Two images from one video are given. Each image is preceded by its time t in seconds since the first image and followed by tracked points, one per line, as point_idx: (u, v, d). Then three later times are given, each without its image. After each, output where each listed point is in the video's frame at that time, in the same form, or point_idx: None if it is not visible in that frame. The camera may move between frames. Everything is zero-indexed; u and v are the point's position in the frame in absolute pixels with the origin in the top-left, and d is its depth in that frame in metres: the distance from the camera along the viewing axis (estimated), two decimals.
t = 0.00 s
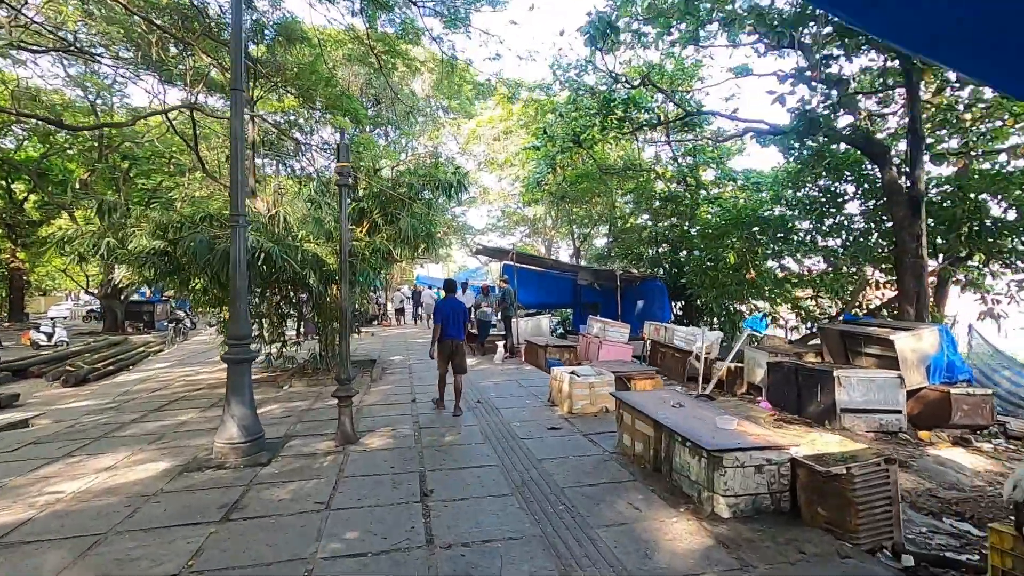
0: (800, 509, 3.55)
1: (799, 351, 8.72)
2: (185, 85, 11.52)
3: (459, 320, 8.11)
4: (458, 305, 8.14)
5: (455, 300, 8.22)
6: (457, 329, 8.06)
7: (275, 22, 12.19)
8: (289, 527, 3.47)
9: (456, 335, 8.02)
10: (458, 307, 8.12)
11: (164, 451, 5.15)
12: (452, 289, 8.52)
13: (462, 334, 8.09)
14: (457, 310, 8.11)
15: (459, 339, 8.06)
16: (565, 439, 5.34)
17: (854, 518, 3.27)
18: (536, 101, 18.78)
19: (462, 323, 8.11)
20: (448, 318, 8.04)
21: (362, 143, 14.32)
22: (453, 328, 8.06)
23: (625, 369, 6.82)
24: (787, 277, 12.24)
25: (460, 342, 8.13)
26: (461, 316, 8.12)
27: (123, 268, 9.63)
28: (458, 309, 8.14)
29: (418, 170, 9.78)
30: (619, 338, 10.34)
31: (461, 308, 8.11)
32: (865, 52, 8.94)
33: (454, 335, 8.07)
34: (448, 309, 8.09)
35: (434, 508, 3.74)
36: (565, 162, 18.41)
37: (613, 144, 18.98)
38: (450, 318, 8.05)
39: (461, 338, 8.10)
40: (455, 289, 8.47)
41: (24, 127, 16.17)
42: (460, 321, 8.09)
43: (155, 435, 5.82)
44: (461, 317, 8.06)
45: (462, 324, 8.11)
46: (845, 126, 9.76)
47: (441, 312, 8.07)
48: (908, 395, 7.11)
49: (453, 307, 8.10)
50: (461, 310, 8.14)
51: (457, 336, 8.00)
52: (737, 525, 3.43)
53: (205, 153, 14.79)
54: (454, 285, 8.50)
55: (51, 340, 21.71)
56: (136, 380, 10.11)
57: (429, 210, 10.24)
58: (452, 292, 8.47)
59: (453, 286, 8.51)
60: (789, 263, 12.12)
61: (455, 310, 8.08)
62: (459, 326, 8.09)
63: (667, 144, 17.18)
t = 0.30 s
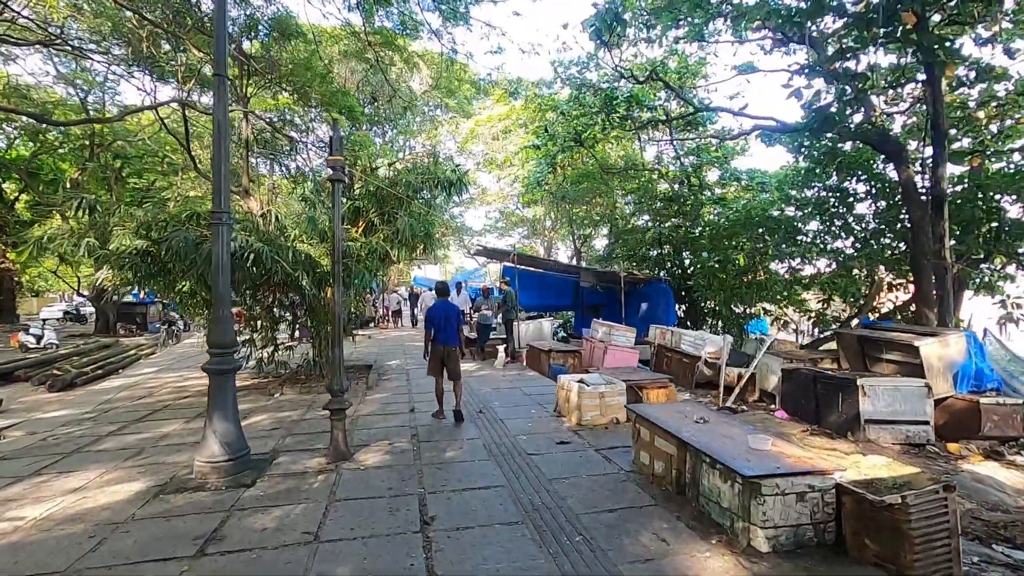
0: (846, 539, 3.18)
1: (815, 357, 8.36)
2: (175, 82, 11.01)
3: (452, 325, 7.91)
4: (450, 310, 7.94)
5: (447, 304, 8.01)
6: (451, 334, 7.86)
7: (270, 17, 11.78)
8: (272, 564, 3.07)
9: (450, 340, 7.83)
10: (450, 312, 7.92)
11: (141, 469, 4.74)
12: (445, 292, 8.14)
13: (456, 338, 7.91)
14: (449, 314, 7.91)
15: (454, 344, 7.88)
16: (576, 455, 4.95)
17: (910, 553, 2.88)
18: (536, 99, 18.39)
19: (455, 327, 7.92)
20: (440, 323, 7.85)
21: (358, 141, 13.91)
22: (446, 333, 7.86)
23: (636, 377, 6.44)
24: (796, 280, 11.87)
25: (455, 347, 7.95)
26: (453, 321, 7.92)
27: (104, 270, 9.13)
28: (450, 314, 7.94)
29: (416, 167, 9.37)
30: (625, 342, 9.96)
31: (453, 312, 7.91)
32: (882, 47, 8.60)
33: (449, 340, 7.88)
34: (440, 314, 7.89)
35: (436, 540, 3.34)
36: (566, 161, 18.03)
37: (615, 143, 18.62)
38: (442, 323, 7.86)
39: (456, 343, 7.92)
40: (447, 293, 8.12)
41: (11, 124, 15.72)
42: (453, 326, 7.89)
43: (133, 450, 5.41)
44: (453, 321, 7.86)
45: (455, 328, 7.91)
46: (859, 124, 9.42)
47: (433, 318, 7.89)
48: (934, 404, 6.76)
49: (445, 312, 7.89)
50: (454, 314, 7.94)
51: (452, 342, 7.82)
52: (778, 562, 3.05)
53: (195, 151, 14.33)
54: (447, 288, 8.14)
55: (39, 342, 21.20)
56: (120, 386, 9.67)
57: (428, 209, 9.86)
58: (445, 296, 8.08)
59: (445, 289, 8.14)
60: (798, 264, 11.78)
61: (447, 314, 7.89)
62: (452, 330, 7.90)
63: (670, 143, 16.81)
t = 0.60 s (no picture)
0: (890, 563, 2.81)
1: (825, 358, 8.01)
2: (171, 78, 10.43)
3: (441, 325, 7.58)
4: (439, 308, 7.59)
5: (436, 302, 7.66)
6: (440, 334, 7.54)
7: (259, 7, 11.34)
8: None
9: (440, 341, 7.54)
10: (439, 310, 7.58)
11: (102, 483, 4.30)
12: (435, 289, 7.71)
13: (447, 338, 7.61)
14: (438, 313, 7.57)
15: (444, 344, 7.58)
16: (580, 466, 4.56)
17: None
18: (533, 95, 17.99)
19: (445, 326, 7.59)
20: (429, 323, 7.54)
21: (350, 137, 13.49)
22: (435, 333, 7.56)
23: (641, 381, 6.06)
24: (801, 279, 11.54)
25: (446, 346, 7.65)
26: (442, 320, 7.58)
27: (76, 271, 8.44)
28: (439, 312, 7.60)
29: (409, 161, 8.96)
30: (626, 343, 9.59)
31: (442, 311, 7.57)
32: (895, 36, 8.27)
33: (439, 340, 7.58)
34: (428, 313, 7.56)
35: (426, 569, 2.94)
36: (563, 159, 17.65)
37: (613, 140, 18.28)
38: (431, 323, 7.54)
39: (446, 342, 7.62)
40: (436, 290, 7.68)
41: None
42: (442, 326, 7.57)
43: (98, 461, 4.97)
44: (442, 321, 7.54)
45: (444, 328, 7.58)
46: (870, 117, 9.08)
47: (422, 317, 7.58)
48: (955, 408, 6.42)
49: (433, 311, 7.55)
50: (444, 313, 7.60)
51: (441, 342, 7.53)
52: None
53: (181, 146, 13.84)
54: (437, 285, 7.71)
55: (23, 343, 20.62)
56: (98, 391, 9.20)
57: (421, 204, 9.46)
58: (435, 293, 7.65)
59: (435, 286, 7.70)
60: (803, 263, 11.44)
61: (436, 314, 7.55)
62: (441, 330, 7.58)
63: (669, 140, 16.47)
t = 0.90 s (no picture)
0: None
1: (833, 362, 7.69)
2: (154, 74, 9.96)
3: (434, 328, 7.23)
4: (433, 311, 7.24)
5: (430, 305, 7.30)
6: (434, 338, 7.19)
7: None
8: None
9: (433, 345, 7.17)
10: (433, 313, 7.23)
11: (53, 509, 3.88)
12: (429, 292, 7.33)
13: (440, 342, 7.24)
14: (432, 316, 7.22)
15: (438, 349, 7.22)
16: (583, 486, 4.18)
17: None
18: (528, 90, 17.60)
19: (438, 330, 7.24)
20: (422, 327, 7.17)
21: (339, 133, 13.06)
22: (428, 336, 7.20)
23: (645, 389, 5.69)
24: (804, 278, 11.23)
25: (439, 351, 7.28)
26: (436, 324, 7.23)
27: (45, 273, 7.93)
28: (434, 316, 7.25)
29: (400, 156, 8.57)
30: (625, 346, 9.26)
31: (436, 314, 7.22)
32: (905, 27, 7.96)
33: (432, 344, 7.22)
34: (422, 317, 7.20)
35: None
36: (558, 156, 17.28)
37: (608, 138, 17.94)
38: (424, 326, 7.18)
39: (440, 347, 7.26)
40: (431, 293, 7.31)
41: None
42: (436, 329, 7.21)
43: (55, 481, 4.53)
44: (436, 325, 7.19)
45: (438, 331, 7.23)
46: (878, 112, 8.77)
47: (414, 321, 7.20)
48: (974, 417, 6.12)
49: (427, 314, 7.20)
50: (438, 316, 7.25)
51: (435, 346, 7.16)
52: None
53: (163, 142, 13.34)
54: (432, 288, 7.33)
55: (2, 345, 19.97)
56: (70, 398, 8.72)
57: (411, 202, 9.06)
58: (429, 296, 7.27)
59: (430, 289, 7.32)
60: (805, 263, 11.15)
61: (429, 317, 7.19)
62: (434, 334, 7.23)
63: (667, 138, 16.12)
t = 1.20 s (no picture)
0: None
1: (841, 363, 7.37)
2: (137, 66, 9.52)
3: (427, 326, 6.85)
4: (427, 309, 6.86)
5: (425, 303, 6.90)
6: (427, 336, 6.81)
7: None
8: None
9: (426, 343, 6.79)
10: (428, 311, 6.85)
11: None
12: (424, 290, 6.91)
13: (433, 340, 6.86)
14: (426, 314, 6.83)
15: (430, 347, 6.84)
16: (589, 503, 3.80)
17: None
18: (522, 86, 17.20)
19: (432, 328, 6.86)
20: (415, 325, 6.78)
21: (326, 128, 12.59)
22: (421, 334, 6.82)
23: (651, 394, 5.32)
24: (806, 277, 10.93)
25: (432, 349, 6.90)
26: (430, 321, 6.86)
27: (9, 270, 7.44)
28: (428, 313, 6.87)
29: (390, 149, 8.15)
30: (625, 347, 8.90)
31: (430, 311, 6.85)
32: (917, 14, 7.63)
33: (425, 342, 6.84)
34: (415, 315, 6.79)
35: None
36: (553, 153, 16.90)
37: (604, 135, 17.60)
38: (418, 324, 6.79)
39: (433, 345, 6.87)
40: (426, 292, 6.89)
41: None
42: (429, 327, 6.83)
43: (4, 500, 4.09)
44: (430, 322, 6.81)
45: (432, 329, 6.85)
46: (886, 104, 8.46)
47: (408, 320, 6.79)
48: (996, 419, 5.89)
49: (421, 312, 6.80)
50: (432, 314, 6.87)
51: (428, 344, 6.78)
52: None
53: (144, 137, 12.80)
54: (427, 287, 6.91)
55: None
56: (40, 405, 8.22)
57: (401, 196, 8.66)
58: (424, 295, 6.86)
59: (425, 287, 6.90)
60: (808, 261, 10.84)
61: (423, 315, 6.79)
62: (428, 332, 6.84)
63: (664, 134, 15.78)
